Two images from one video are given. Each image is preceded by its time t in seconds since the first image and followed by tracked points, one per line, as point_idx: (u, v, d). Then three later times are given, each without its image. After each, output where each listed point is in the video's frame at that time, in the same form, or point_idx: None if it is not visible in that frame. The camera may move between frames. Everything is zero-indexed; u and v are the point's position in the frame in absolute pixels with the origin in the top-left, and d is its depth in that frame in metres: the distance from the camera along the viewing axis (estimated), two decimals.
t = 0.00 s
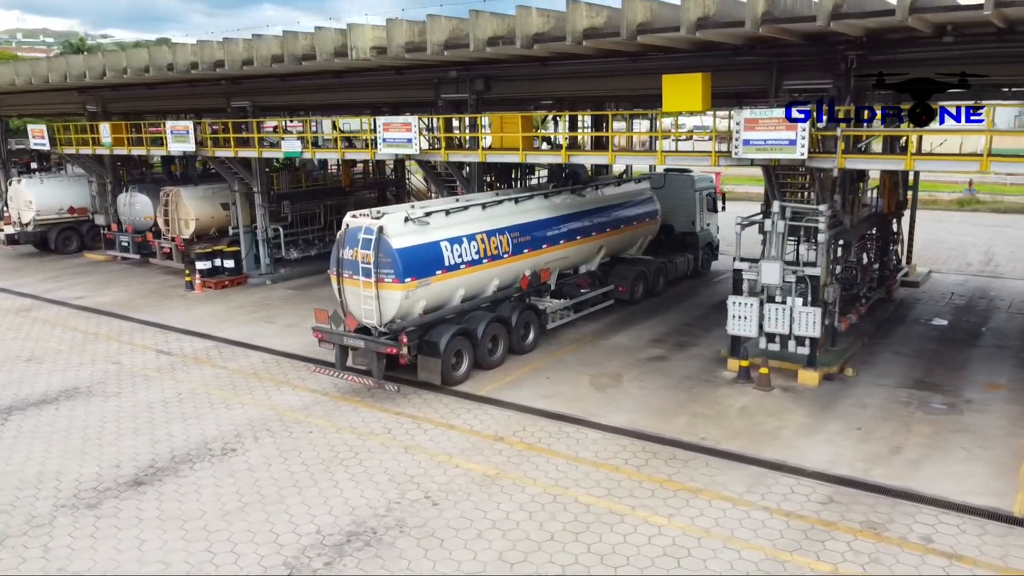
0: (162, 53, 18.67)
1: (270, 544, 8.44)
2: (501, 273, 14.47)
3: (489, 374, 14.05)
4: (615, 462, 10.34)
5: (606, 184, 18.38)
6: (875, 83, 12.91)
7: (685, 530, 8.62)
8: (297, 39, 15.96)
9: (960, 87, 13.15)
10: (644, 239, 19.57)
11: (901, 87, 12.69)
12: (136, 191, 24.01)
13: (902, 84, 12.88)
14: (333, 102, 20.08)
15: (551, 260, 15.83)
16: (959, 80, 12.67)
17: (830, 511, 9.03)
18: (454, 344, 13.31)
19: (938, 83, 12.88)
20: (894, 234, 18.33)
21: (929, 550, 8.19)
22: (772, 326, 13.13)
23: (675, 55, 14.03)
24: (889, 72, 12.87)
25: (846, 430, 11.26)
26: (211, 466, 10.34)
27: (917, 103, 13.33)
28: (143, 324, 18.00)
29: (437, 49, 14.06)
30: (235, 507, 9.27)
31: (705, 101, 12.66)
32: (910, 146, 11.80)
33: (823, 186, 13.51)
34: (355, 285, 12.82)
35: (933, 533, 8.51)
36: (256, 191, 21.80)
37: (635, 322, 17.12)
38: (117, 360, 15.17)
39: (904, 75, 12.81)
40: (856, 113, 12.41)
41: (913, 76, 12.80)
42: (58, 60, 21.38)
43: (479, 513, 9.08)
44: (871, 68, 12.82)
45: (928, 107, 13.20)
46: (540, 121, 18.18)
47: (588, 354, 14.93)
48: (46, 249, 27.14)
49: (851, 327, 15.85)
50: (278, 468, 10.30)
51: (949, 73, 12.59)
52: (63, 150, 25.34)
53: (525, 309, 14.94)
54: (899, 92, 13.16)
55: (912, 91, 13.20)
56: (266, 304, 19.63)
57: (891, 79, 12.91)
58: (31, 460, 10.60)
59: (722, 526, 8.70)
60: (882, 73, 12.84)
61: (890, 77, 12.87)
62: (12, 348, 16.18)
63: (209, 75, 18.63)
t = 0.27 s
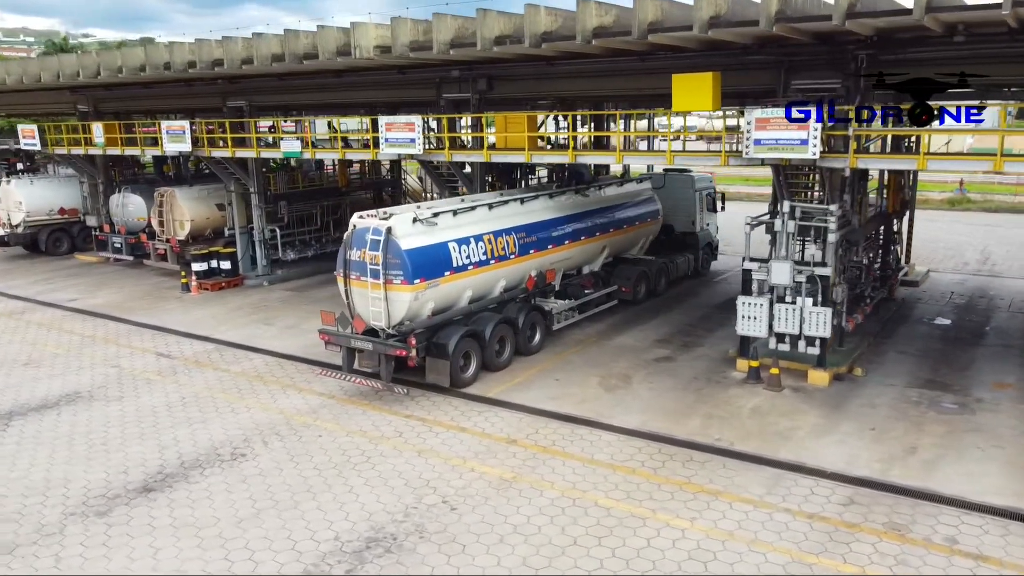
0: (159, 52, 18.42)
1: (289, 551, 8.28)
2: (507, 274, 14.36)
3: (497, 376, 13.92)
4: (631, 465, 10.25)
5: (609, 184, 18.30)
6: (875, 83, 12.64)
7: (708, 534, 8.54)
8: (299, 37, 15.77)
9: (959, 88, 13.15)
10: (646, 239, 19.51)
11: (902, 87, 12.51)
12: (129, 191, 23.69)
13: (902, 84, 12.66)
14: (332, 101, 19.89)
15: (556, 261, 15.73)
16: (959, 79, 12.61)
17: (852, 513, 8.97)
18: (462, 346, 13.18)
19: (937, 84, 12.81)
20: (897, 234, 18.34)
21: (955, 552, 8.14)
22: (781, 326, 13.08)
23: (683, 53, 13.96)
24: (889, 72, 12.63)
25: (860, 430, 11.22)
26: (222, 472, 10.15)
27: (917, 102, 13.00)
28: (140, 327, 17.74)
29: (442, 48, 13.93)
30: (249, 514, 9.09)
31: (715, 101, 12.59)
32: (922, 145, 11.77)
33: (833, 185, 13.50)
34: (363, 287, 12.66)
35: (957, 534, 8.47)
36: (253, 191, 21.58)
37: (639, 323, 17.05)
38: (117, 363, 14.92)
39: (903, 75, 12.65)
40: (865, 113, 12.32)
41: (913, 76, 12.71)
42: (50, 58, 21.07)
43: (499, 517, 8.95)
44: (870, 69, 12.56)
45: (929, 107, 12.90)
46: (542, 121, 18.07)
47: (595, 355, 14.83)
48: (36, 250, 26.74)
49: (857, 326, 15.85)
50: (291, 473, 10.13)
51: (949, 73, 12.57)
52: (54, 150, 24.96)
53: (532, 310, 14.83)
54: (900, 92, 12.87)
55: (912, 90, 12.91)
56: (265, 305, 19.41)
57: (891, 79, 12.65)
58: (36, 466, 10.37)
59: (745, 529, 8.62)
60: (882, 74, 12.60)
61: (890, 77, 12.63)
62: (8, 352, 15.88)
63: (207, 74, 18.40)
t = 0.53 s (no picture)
0: (158, 50, 18.19)
1: (310, 558, 8.13)
2: (516, 275, 14.24)
3: (507, 377, 13.80)
4: (650, 467, 10.16)
5: (613, 184, 18.24)
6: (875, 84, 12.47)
7: (734, 536, 8.47)
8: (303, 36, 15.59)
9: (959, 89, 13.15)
10: (649, 239, 19.47)
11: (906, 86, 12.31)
12: (124, 192, 23.38)
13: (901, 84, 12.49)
14: (333, 101, 19.73)
15: (563, 261, 15.64)
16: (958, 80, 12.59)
17: (876, 514, 8.92)
18: (473, 347, 13.05)
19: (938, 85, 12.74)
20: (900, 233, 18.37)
21: (982, 552, 8.10)
22: (793, 326, 13.04)
23: (691, 53, 13.91)
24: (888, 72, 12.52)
25: (876, 430, 11.19)
26: (235, 477, 9.98)
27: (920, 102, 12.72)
28: (140, 330, 17.50)
29: (450, 47, 13.81)
30: (267, 519, 8.94)
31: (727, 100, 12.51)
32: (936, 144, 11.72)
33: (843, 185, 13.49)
34: (373, 288, 12.51)
35: (983, 534, 8.44)
36: (252, 192, 21.36)
37: (644, 323, 17.00)
38: (119, 367, 14.70)
39: (902, 75, 12.59)
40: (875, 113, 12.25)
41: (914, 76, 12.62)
42: (44, 57, 20.76)
43: (521, 521, 8.84)
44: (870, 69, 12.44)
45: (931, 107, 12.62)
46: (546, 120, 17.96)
47: (604, 356, 14.75)
48: (28, 252, 26.40)
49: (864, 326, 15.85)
50: (306, 477, 9.98)
51: (949, 73, 12.57)
52: (46, 150, 24.61)
53: (540, 311, 14.73)
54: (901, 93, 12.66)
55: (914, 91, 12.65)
56: (266, 307, 19.20)
57: (890, 79, 12.50)
58: (44, 473, 10.16)
59: (770, 531, 8.55)
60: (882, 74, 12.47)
61: (890, 77, 12.51)
62: (6, 355, 15.60)
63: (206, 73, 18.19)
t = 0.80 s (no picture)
0: (157, 50, 17.96)
1: (334, 565, 7.99)
2: (525, 276, 14.14)
3: (517, 379, 13.69)
4: (670, 469, 10.08)
5: (618, 184, 18.17)
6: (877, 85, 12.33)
7: (761, 539, 8.39)
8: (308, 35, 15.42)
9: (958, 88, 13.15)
10: (652, 240, 19.42)
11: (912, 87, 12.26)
12: (120, 194, 23.10)
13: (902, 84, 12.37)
14: (334, 100, 19.56)
15: (570, 262, 15.55)
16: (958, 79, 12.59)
17: (901, 516, 8.87)
18: (484, 349, 12.92)
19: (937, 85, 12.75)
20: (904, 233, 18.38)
21: (1011, 554, 8.07)
22: (805, 327, 13.00)
23: (701, 52, 13.85)
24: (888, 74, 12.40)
25: (892, 431, 11.16)
26: (250, 483, 9.82)
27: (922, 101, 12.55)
28: (140, 332, 17.27)
29: (459, 46, 13.69)
30: (286, 526, 8.79)
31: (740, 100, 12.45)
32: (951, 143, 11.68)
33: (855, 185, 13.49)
34: (384, 290, 12.38)
35: (1010, 535, 8.40)
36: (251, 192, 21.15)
37: (651, 324, 16.94)
38: (123, 370, 14.48)
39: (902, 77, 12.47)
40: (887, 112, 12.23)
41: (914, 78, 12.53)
42: (40, 56, 20.47)
43: (545, 525, 8.74)
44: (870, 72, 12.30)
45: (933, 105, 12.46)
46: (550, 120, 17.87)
47: (613, 357, 14.67)
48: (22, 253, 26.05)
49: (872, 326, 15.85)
50: (322, 482, 9.84)
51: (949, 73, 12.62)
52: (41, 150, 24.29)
53: (549, 312, 14.62)
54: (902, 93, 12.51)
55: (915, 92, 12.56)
56: (267, 309, 19.01)
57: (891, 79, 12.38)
58: (54, 480, 9.96)
59: (797, 534, 8.49)
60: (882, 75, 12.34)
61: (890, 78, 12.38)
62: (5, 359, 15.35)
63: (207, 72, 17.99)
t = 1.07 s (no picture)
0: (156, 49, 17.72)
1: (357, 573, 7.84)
2: (534, 277, 14.03)
3: (528, 382, 13.58)
4: (689, 472, 10.00)
5: (623, 185, 18.10)
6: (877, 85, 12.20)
7: (788, 543, 8.32)
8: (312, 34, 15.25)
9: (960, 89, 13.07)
10: (656, 240, 19.36)
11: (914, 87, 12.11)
12: (116, 195, 22.80)
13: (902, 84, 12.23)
14: (335, 100, 19.39)
15: (578, 263, 15.45)
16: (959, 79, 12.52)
17: (926, 518, 8.82)
18: (495, 351, 12.80)
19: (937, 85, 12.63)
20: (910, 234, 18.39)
21: None
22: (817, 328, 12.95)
23: (711, 52, 13.79)
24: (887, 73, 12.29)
25: (909, 432, 11.12)
26: (265, 489, 9.66)
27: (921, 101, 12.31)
28: (140, 335, 17.03)
29: (468, 46, 13.58)
30: (305, 533, 8.64)
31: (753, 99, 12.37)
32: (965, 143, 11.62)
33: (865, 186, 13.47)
34: (395, 292, 12.24)
35: None
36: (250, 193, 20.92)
37: (658, 325, 16.87)
38: (126, 374, 14.26)
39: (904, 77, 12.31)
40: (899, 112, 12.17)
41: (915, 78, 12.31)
42: (35, 55, 20.18)
43: (569, 530, 8.63)
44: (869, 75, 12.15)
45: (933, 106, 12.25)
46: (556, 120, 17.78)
47: (622, 359, 14.58)
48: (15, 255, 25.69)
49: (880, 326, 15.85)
50: (339, 488, 9.69)
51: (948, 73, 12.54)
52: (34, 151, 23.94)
53: (558, 314, 14.52)
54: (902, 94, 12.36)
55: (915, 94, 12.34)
56: (268, 311, 18.81)
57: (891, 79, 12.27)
58: (64, 487, 9.76)
59: (823, 538, 8.42)
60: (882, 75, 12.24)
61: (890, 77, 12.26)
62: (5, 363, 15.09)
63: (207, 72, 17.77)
